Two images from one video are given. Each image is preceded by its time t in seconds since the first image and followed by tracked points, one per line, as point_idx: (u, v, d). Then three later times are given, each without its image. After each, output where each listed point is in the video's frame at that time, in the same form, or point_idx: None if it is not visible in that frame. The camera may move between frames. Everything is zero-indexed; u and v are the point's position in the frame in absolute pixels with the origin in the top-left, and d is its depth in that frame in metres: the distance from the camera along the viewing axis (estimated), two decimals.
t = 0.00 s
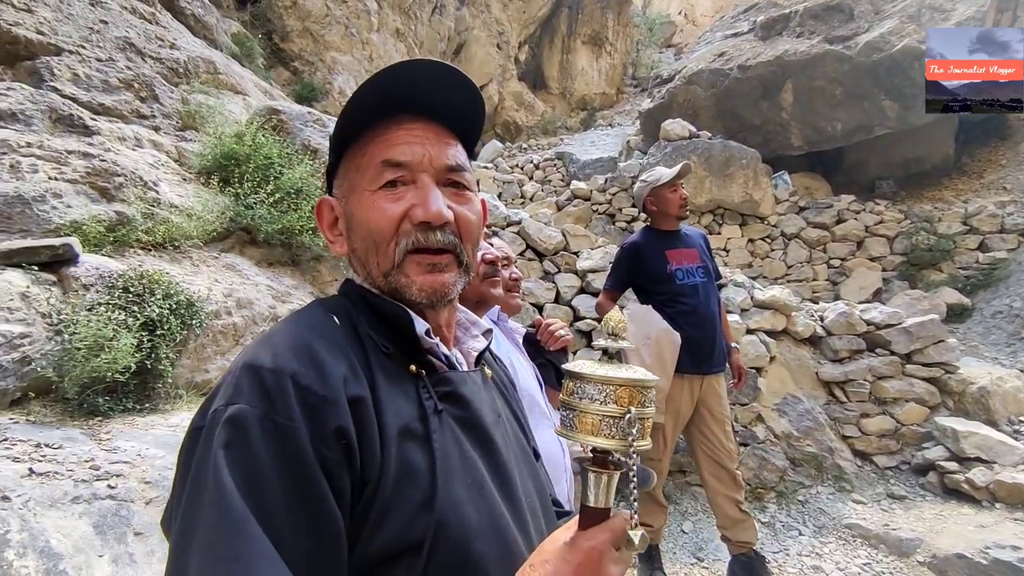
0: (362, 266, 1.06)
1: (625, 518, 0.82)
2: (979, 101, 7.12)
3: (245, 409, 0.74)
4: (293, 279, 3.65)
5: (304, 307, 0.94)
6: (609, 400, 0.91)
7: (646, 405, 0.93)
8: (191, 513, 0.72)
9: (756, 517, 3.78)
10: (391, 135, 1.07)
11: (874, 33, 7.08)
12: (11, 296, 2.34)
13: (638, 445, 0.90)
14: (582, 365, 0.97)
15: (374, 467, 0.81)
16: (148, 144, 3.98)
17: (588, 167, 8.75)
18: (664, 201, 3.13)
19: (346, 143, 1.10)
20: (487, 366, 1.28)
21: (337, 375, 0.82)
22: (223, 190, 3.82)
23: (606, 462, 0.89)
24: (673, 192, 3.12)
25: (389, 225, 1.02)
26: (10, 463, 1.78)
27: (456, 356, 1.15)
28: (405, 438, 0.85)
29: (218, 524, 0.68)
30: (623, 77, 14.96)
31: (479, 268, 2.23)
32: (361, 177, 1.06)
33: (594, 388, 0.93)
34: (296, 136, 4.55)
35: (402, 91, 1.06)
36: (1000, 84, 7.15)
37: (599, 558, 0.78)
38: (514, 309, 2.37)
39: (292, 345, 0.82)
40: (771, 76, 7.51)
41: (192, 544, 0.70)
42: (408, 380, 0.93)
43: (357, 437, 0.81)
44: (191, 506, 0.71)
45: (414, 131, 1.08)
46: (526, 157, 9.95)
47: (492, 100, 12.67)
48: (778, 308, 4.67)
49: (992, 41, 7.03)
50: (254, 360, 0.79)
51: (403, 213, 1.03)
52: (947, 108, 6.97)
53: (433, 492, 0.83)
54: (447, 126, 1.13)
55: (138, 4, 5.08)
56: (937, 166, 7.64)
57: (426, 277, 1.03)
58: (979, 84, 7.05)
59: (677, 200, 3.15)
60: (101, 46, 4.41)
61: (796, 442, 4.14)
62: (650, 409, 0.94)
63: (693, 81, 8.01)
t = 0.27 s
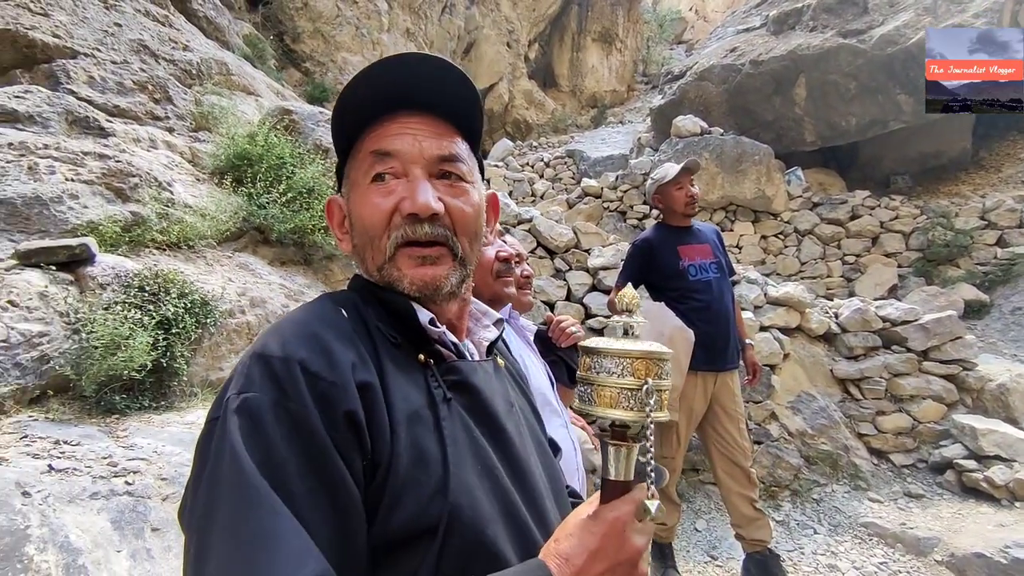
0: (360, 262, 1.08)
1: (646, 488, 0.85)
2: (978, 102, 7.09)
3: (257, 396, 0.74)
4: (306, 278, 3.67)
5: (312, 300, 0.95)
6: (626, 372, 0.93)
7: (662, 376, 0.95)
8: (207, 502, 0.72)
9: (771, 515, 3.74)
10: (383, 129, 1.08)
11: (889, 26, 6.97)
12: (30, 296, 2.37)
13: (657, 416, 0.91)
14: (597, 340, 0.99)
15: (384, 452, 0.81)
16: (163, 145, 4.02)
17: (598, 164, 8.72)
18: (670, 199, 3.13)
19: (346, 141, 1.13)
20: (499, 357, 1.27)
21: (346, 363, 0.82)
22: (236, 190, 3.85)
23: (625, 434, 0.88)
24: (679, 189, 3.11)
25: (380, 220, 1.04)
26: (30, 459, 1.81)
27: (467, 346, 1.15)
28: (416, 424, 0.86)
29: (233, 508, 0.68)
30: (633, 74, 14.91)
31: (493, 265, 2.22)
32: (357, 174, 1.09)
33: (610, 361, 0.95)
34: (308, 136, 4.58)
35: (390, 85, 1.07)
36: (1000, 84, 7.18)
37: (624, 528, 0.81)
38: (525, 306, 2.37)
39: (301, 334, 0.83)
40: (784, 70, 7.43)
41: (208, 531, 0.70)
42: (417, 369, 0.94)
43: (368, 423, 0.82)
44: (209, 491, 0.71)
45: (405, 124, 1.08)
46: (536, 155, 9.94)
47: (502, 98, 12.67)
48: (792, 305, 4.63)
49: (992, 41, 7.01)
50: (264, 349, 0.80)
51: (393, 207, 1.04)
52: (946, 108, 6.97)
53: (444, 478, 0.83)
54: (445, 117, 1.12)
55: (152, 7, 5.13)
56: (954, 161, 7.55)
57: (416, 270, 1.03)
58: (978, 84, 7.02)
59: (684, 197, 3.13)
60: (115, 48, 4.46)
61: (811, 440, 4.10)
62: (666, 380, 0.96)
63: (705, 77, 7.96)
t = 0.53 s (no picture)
0: (367, 264, 1.09)
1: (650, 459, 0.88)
2: (978, 103, 7.03)
3: (270, 390, 0.75)
4: (314, 278, 3.69)
5: (322, 300, 0.95)
6: (628, 349, 0.97)
7: (663, 351, 0.99)
8: (225, 498, 0.72)
9: (781, 514, 3.72)
10: (388, 133, 1.09)
11: (899, 20, 6.90)
12: (43, 298, 2.40)
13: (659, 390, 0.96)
14: (599, 321, 1.02)
15: (395, 445, 0.81)
16: (172, 147, 4.05)
17: (606, 162, 8.70)
18: (671, 199, 3.13)
19: (354, 144, 1.14)
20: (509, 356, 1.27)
21: (355, 357, 0.83)
22: (245, 191, 3.87)
23: (630, 409, 0.93)
24: (680, 188, 3.10)
25: (386, 223, 1.05)
26: (44, 459, 1.83)
27: (476, 345, 1.15)
28: (426, 418, 0.86)
29: (252, 498, 0.69)
30: (640, 71, 14.86)
31: (503, 265, 2.22)
32: (363, 177, 1.10)
33: (612, 340, 0.98)
34: (316, 136, 4.60)
35: (395, 88, 1.07)
36: (999, 84, 7.06)
37: (633, 498, 0.85)
38: (534, 306, 2.37)
39: (310, 331, 0.84)
40: (792, 66, 7.37)
41: (228, 524, 0.70)
42: (426, 367, 0.94)
43: (378, 416, 0.82)
44: (228, 482, 0.72)
45: (409, 127, 1.08)
46: (544, 153, 9.93)
47: (509, 97, 12.67)
48: (801, 303, 4.61)
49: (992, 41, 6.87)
50: (275, 346, 0.81)
51: (399, 210, 1.04)
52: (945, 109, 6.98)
53: (456, 470, 0.83)
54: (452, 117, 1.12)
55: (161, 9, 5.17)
56: (965, 156, 7.47)
57: (421, 272, 1.04)
58: (978, 84, 6.96)
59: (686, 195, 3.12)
60: (125, 51, 4.50)
61: (821, 438, 4.08)
62: (666, 356, 1.00)
63: (712, 74, 7.92)
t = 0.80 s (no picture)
0: (384, 258, 1.09)
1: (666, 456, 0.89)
2: (978, 103, 7.01)
3: (275, 379, 0.76)
4: (319, 277, 3.70)
5: (329, 296, 0.96)
6: (643, 348, 0.99)
7: (680, 349, 0.99)
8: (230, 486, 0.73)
9: (787, 511, 3.70)
10: (407, 131, 1.09)
11: (906, 14, 6.85)
12: (51, 298, 2.42)
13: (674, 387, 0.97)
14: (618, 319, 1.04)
15: (396, 437, 0.82)
16: (178, 147, 4.07)
17: (610, 160, 8.68)
18: (676, 195, 3.13)
19: (371, 141, 1.13)
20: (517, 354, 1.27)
21: (358, 351, 0.84)
22: (250, 191, 3.88)
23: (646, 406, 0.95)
24: (684, 185, 3.09)
25: (405, 219, 1.05)
26: (53, 458, 1.85)
27: (484, 343, 1.15)
28: (430, 413, 0.86)
29: (248, 485, 0.69)
30: (645, 68, 14.84)
31: (512, 264, 2.23)
32: (382, 174, 1.10)
33: (629, 339, 1.00)
34: (321, 136, 4.61)
35: (414, 89, 1.07)
36: (999, 84, 7.01)
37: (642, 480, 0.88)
38: (540, 304, 2.37)
39: (315, 325, 0.85)
40: (798, 62, 7.34)
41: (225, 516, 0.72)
42: (432, 362, 0.94)
43: (380, 410, 0.82)
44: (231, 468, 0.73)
45: (428, 126, 1.08)
46: (548, 151, 9.93)
47: (513, 95, 12.67)
48: (807, 299, 4.59)
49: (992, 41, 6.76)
50: (282, 339, 0.82)
51: (417, 207, 1.04)
52: (944, 109, 6.96)
53: (456, 464, 0.84)
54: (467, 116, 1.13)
55: (166, 11, 5.19)
56: (973, 150, 7.42)
57: (438, 268, 1.04)
58: (978, 85, 6.92)
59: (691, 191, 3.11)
60: (131, 53, 4.53)
61: (828, 435, 4.06)
62: (683, 353, 1.00)
63: (717, 70, 7.89)
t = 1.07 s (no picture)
0: (438, 252, 1.09)
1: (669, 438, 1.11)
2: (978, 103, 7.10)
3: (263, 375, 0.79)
4: (322, 277, 3.71)
5: (332, 300, 0.98)
6: (655, 348, 1.24)
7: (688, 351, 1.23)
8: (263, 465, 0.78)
9: (792, 509, 3.69)
10: (482, 144, 1.15)
11: (909, 10, 6.81)
12: (56, 300, 2.43)
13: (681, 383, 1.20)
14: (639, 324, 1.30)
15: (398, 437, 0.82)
16: (181, 148, 4.08)
17: (613, 158, 8.66)
18: (681, 192, 3.11)
19: (434, 140, 1.14)
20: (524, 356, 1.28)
21: (351, 350, 0.84)
22: (253, 192, 3.89)
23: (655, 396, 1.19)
24: (689, 182, 3.08)
25: (478, 221, 1.08)
26: (59, 459, 1.86)
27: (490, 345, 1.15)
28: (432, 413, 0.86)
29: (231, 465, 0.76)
30: (647, 65, 14.80)
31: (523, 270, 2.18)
32: (450, 174, 1.11)
33: (646, 341, 1.26)
34: (323, 136, 4.62)
35: (503, 110, 1.16)
36: (999, 84, 7.02)
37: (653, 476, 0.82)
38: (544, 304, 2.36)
39: (312, 326, 0.87)
40: (801, 58, 7.31)
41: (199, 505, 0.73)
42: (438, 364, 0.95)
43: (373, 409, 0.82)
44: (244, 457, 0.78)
45: (502, 147, 1.17)
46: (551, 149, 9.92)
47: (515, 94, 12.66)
48: (811, 297, 4.58)
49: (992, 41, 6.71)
50: (280, 340, 0.84)
51: (491, 212, 1.09)
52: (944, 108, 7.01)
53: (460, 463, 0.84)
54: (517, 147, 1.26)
55: (168, 12, 5.21)
56: (978, 146, 7.39)
57: (500, 272, 1.09)
58: (978, 84, 7.00)
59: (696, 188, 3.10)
60: (134, 54, 4.54)
61: (832, 433, 4.05)
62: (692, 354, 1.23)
63: (720, 67, 7.87)
